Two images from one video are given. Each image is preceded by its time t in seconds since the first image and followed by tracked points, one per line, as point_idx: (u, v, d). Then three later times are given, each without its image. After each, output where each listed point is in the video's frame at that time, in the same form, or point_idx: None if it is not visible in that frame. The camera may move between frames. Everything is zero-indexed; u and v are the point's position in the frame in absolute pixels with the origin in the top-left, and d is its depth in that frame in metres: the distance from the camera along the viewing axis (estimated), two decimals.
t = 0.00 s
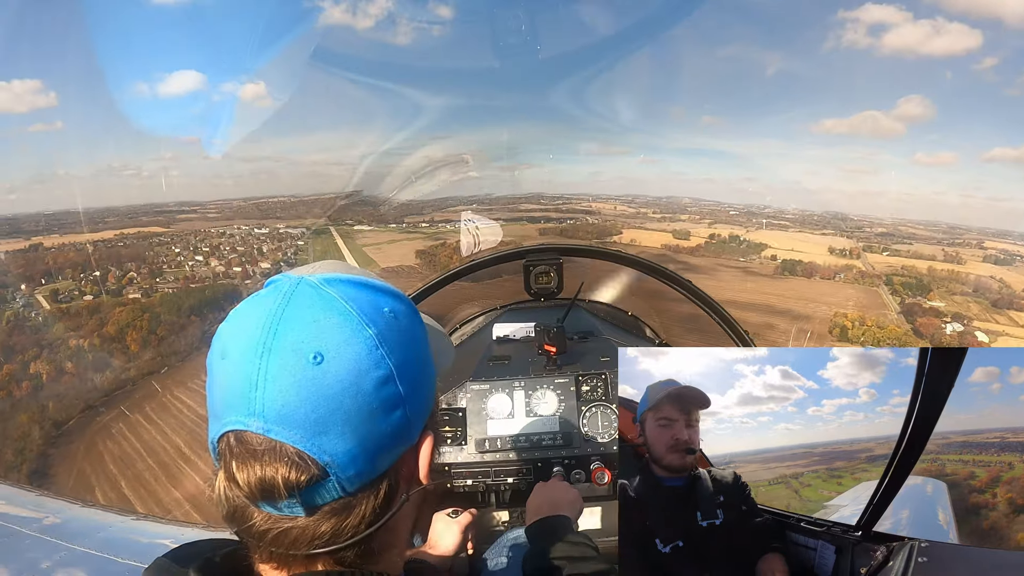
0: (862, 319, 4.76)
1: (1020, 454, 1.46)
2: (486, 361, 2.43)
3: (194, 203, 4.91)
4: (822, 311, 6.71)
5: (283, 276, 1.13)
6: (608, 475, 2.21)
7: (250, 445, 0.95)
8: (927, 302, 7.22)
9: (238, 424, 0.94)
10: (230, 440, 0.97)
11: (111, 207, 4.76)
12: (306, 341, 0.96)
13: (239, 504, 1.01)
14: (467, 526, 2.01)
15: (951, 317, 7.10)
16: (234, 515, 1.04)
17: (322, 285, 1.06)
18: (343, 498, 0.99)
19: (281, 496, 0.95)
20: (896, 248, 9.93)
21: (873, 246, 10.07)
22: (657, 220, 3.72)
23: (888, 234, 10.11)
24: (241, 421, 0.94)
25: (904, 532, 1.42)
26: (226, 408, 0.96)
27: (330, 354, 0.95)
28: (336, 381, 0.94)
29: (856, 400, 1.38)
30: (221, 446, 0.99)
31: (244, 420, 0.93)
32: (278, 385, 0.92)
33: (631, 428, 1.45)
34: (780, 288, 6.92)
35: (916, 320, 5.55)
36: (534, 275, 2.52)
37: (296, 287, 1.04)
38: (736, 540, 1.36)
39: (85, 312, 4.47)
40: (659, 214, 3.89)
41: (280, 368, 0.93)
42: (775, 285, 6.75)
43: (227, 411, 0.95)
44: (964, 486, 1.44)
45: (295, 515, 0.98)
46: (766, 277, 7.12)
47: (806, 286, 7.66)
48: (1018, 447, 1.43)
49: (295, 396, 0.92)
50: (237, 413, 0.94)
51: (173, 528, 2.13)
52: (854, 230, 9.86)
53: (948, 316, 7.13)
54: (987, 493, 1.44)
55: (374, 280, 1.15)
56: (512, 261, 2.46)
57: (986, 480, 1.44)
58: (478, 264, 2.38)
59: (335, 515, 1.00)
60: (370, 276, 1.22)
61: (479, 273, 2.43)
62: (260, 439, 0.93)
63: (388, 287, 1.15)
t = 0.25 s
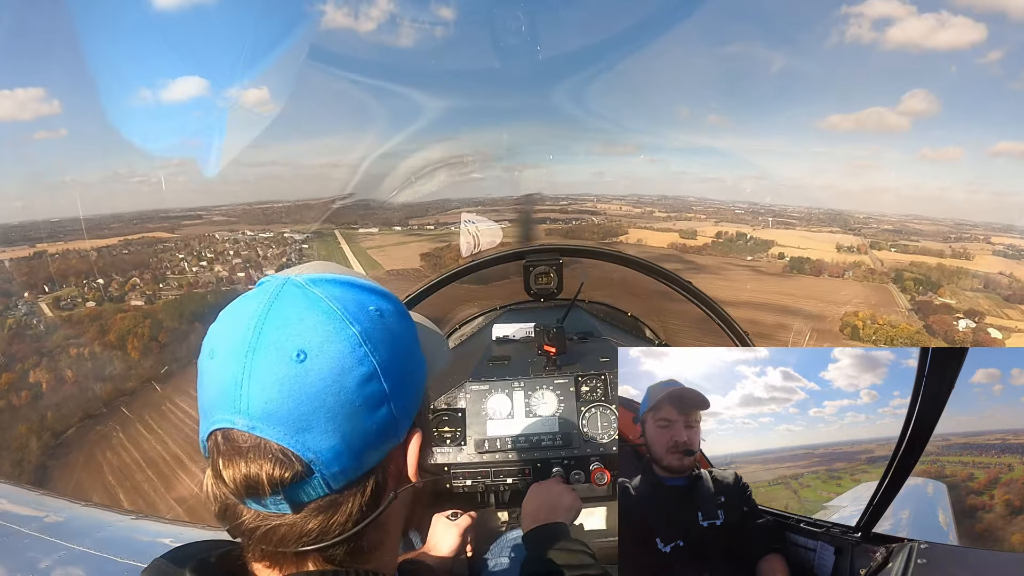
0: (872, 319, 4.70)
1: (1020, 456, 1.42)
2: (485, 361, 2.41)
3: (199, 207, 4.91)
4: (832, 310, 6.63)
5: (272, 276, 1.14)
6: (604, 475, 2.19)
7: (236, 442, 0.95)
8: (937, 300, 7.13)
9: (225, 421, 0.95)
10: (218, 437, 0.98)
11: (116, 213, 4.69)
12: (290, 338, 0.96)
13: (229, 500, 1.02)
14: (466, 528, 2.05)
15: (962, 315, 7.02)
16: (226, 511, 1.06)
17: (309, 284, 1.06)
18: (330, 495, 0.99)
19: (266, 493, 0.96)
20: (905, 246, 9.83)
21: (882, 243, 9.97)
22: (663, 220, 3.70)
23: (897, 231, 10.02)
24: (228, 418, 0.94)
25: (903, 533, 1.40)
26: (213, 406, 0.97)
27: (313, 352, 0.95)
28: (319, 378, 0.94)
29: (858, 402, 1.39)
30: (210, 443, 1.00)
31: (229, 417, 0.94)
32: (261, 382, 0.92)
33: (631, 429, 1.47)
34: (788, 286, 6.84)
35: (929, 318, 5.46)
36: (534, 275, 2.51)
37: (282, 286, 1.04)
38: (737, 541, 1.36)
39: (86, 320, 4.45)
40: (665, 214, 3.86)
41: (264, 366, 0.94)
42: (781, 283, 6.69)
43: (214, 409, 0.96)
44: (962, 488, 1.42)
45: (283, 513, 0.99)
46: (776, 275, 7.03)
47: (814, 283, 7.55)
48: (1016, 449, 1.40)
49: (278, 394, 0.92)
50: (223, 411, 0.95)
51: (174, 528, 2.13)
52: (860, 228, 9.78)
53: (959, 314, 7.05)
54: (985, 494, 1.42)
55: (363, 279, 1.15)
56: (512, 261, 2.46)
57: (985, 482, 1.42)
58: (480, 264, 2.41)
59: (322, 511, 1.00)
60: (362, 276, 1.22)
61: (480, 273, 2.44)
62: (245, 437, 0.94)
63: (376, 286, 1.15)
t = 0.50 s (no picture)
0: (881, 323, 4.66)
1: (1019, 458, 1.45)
2: (485, 361, 2.41)
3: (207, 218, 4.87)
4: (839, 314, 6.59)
5: (273, 277, 1.12)
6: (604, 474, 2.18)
7: (252, 447, 0.92)
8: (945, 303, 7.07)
9: (239, 425, 0.92)
10: (230, 442, 0.95)
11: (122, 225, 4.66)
12: (305, 340, 0.95)
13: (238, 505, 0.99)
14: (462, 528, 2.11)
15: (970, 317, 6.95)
16: (234, 518, 1.02)
17: (316, 285, 1.05)
18: (346, 495, 0.98)
19: (289, 497, 0.93)
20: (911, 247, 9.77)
21: (889, 245, 9.91)
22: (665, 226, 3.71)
23: (903, 232, 9.96)
24: (242, 422, 0.92)
25: (904, 531, 1.38)
26: (225, 411, 0.94)
27: (330, 352, 0.95)
28: (337, 379, 0.94)
29: (859, 403, 1.38)
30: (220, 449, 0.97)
31: (245, 421, 0.92)
32: (280, 385, 0.91)
33: (630, 430, 1.47)
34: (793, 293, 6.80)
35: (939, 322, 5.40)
36: (534, 275, 2.54)
37: (291, 286, 1.03)
38: (736, 541, 1.36)
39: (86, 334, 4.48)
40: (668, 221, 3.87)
41: (280, 368, 0.92)
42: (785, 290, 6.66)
43: (226, 413, 0.94)
44: (958, 489, 1.40)
45: (301, 516, 0.97)
46: (782, 280, 7.00)
47: (821, 288, 7.54)
48: (1013, 450, 1.43)
49: (297, 395, 0.91)
50: (237, 415, 0.92)
51: (174, 524, 2.09)
52: (864, 232, 9.75)
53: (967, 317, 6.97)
54: (981, 495, 1.42)
55: (366, 278, 1.16)
56: (511, 261, 2.49)
57: (982, 483, 1.42)
58: (478, 263, 2.42)
59: (340, 512, 0.99)
60: (359, 274, 1.22)
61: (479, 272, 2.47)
62: (262, 440, 0.92)
63: (377, 285, 1.15)
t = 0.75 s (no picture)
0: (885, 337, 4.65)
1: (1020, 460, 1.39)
2: (485, 361, 2.44)
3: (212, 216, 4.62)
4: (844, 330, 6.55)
5: (300, 283, 1.10)
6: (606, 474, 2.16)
7: (292, 459, 0.93)
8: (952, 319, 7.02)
9: (277, 438, 0.92)
10: (267, 454, 0.94)
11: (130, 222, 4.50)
12: (345, 353, 0.95)
13: (270, 517, 0.97)
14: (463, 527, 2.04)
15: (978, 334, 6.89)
16: (260, 529, 1.00)
17: (350, 294, 1.04)
18: (380, 506, 0.99)
19: (328, 510, 0.93)
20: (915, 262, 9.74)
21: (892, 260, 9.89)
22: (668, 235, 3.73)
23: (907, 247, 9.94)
24: (280, 435, 0.92)
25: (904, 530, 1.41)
26: (262, 422, 0.93)
27: (369, 366, 0.95)
28: (377, 392, 0.95)
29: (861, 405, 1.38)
30: (253, 460, 0.96)
31: (284, 433, 0.92)
32: (321, 398, 0.91)
33: (631, 432, 1.48)
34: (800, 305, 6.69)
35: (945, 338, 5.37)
36: (534, 275, 2.55)
37: (325, 297, 1.02)
38: (737, 540, 1.41)
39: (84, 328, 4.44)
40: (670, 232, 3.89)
41: (321, 381, 0.92)
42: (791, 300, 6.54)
43: (263, 426, 0.93)
44: (956, 489, 1.38)
45: (336, 528, 0.96)
46: (787, 294, 6.94)
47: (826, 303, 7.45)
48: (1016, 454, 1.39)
49: (338, 409, 0.92)
50: (275, 428, 0.92)
51: (176, 524, 2.11)
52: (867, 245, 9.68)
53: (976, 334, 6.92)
54: (980, 497, 1.39)
55: (394, 286, 1.15)
56: (511, 261, 2.45)
57: (983, 486, 1.39)
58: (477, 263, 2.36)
59: (373, 523, 0.99)
60: (385, 280, 1.22)
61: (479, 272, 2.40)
62: (301, 453, 0.92)
63: (406, 293, 1.15)
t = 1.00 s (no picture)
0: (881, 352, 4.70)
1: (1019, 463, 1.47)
2: (486, 360, 2.44)
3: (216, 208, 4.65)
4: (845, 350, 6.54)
5: (311, 288, 1.11)
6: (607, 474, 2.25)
7: (309, 462, 0.93)
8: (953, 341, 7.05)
9: (293, 442, 0.93)
10: (283, 456, 0.95)
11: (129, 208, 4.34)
12: (360, 359, 0.96)
13: (284, 519, 0.97)
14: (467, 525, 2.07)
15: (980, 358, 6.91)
16: (273, 529, 0.99)
17: (363, 300, 1.06)
18: (394, 507, 1.00)
19: (344, 511, 0.94)
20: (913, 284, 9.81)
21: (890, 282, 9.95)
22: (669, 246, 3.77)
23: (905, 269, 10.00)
24: (297, 439, 0.93)
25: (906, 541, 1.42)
26: (278, 427, 0.94)
27: (384, 371, 0.97)
28: (392, 398, 0.96)
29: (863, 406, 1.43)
30: (268, 463, 0.97)
31: (300, 438, 0.93)
32: (338, 403, 0.92)
33: (630, 436, 1.51)
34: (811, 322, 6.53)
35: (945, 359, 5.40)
36: (535, 274, 2.49)
37: (339, 302, 1.04)
38: (735, 547, 1.43)
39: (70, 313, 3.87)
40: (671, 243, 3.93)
41: (337, 387, 0.94)
42: (801, 318, 6.42)
43: (279, 430, 0.94)
44: (956, 492, 1.43)
45: (350, 528, 0.96)
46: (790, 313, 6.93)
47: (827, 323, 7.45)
48: (1009, 456, 1.45)
49: (354, 414, 0.93)
50: (291, 432, 0.93)
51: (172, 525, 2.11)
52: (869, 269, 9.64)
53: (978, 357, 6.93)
54: (977, 499, 1.44)
55: (404, 291, 1.16)
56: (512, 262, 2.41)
57: (979, 488, 1.44)
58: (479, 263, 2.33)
59: (385, 524, 0.99)
60: (390, 285, 1.19)
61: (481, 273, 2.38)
62: (317, 456, 0.93)
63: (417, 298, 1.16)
